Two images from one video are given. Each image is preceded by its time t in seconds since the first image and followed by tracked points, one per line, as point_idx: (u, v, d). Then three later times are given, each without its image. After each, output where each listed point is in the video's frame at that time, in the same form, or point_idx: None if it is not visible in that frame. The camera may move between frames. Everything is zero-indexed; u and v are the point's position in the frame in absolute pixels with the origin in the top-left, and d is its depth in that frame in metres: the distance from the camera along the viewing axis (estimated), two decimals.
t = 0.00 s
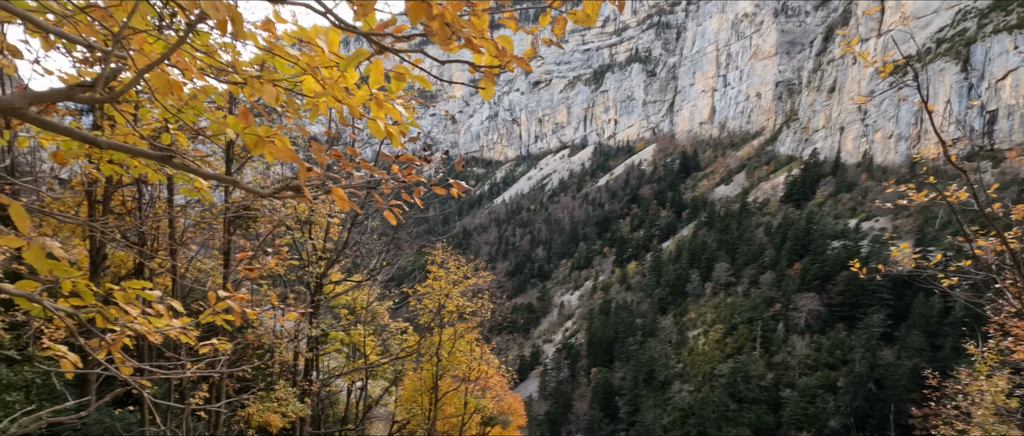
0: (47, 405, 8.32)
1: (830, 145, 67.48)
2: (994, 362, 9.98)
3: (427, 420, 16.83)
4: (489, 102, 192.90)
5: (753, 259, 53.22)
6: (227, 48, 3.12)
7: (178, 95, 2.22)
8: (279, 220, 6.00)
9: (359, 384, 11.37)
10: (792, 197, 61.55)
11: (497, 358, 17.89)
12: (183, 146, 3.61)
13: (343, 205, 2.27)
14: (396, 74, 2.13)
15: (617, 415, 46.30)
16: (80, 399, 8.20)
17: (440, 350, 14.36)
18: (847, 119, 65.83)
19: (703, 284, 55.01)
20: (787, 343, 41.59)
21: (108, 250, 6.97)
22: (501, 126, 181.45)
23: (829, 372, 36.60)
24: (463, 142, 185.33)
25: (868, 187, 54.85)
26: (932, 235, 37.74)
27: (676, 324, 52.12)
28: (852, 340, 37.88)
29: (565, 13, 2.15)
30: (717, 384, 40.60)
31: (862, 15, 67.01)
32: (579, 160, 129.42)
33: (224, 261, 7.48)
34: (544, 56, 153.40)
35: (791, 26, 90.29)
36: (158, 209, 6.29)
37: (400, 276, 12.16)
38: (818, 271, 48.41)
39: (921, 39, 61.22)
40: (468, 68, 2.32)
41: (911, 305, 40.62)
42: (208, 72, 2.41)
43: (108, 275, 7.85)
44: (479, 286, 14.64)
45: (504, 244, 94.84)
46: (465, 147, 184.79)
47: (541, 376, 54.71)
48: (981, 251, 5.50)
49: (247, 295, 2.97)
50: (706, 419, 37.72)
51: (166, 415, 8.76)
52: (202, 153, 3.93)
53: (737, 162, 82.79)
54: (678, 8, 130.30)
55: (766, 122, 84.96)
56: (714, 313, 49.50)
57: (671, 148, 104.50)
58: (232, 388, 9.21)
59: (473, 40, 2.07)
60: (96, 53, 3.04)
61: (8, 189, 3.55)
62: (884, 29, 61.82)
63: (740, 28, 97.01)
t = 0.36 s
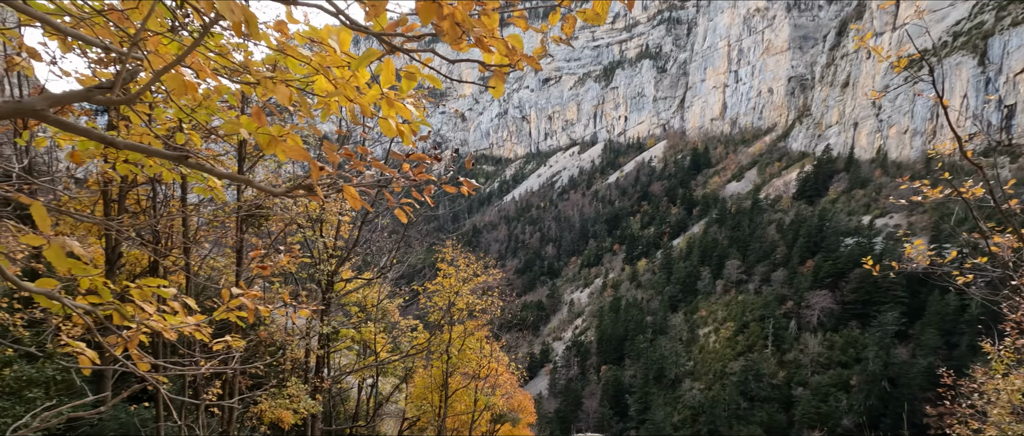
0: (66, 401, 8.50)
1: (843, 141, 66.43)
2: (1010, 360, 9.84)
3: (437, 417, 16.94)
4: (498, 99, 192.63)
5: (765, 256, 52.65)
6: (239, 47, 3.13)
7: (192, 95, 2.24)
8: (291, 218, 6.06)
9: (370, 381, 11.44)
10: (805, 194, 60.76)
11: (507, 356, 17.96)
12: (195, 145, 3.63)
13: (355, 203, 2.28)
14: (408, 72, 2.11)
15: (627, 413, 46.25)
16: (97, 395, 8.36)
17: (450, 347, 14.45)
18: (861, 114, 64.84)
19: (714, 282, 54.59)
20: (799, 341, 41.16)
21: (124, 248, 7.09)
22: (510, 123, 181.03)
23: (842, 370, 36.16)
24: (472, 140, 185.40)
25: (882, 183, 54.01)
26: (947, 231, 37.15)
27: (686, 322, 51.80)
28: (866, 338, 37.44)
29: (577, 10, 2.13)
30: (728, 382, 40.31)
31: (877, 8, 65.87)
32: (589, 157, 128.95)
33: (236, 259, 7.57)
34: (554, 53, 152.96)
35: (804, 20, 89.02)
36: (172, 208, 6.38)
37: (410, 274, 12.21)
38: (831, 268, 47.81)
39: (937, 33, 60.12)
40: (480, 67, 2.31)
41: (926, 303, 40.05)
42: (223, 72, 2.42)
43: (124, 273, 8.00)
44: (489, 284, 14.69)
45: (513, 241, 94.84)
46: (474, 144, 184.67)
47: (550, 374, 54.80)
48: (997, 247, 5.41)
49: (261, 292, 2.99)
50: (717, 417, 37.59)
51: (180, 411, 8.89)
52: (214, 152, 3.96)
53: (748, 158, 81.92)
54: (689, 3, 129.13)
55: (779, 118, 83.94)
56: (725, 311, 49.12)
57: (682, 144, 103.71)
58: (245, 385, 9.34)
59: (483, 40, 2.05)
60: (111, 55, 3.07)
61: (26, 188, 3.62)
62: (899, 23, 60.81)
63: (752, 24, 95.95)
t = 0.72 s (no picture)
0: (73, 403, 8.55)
1: (848, 143, 66.01)
2: (1015, 364, 9.79)
3: (440, 420, 16.93)
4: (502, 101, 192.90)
5: (768, 259, 52.45)
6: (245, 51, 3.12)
7: (199, 100, 2.24)
8: (295, 220, 6.07)
9: (373, 383, 11.41)
10: (808, 196, 60.55)
11: (510, 358, 17.93)
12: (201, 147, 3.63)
13: (360, 208, 2.28)
14: (412, 77, 2.10)
15: (630, 416, 46.22)
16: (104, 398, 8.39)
17: (453, 350, 14.44)
18: (865, 116, 64.60)
19: (718, 285, 54.40)
20: (803, 343, 40.95)
21: (130, 250, 7.12)
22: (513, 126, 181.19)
23: (847, 374, 35.93)
24: (475, 142, 185.62)
25: (886, 185, 53.81)
26: (952, 234, 36.98)
27: (689, 324, 51.61)
28: (870, 340, 37.27)
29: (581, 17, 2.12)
30: (732, 385, 40.14)
31: (881, 11, 65.75)
32: (592, 159, 128.95)
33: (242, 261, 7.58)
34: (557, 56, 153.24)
35: (808, 23, 88.90)
36: (177, 211, 6.40)
37: (414, 276, 12.22)
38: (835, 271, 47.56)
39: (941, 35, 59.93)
40: (485, 72, 2.33)
41: (931, 306, 39.83)
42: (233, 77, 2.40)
43: (129, 276, 8.03)
44: (492, 286, 14.69)
45: (517, 244, 94.80)
46: (478, 147, 185.02)
47: (553, 377, 54.76)
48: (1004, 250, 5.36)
49: (267, 295, 3.01)
50: (720, 420, 37.41)
51: (182, 413, 8.87)
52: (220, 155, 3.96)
53: (752, 161, 81.63)
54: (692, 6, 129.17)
55: (782, 120, 83.76)
56: (728, 314, 48.92)
57: (685, 146, 103.58)
58: (249, 387, 9.36)
59: (487, 44, 2.02)
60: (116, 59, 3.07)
61: (32, 194, 3.60)
62: (903, 25, 60.68)
63: (755, 26, 95.93)
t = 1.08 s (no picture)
0: (73, 408, 8.52)
1: (845, 145, 66.07)
2: (1016, 365, 9.77)
3: (440, 422, 16.94)
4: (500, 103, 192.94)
5: (767, 260, 52.44)
6: (246, 55, 3.14)
7: (201, 104, 2.24)
8: (294, 223, 6.07)
9: (372, 386, 11.37)
10: (807, 197, 60.62)
11: (510, 361, 17.93)
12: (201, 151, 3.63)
13: (361, 210, 2.28)
14: (413, 80, 2.11)
15: (629, 418, 46.19)
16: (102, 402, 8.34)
17: (453, 352, 14.44)
18: (863, 117, 64.75)
19: (716, 286, 54.40)
20: (802, 344, 40.97)
21: (129, 254, 7.12)
22: (512, 128, 181.39)
23: (846, 375, 36.00)
24: (474, 145, 185.57)
25: (884, 186, 53.88)
26: (950, 234, 37.06)
27: (689, 326, 51.62)
28: (869, 341, 37.28)
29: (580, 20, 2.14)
30: (731, 386, 40.16)
31: (878, 12, 65.99)
32: (590, 161, 129.09)
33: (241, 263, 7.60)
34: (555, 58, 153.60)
35: (805, 24, 89.21)
36: (176, 214, 6.39)
37: (414, 278, 12.20)
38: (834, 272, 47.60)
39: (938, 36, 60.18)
40: (484, 75, 2.35)
41: (930, 306, 39.87)
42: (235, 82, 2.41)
43: (128, 279, 8.03)
44: (491, 288, 14.67)
45: (516, 246, 94.82)
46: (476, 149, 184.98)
47: (553, 379, 54.81)
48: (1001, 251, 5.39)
49: (268, 299, 3.02)
50: (720, 422, 37.39)
51: (182, 416, 8.85)
52: (221, 157, 3.98)
53: (750, 162, 81.80)
54: (690, 8, 129.57)
55: (780, 121, 83.97)
56: (727, 315, 48.93)
57: (683, 148, 103.72)
58: (248, 390, 9.33)
59: (488, 47, 2.04)
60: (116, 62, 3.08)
61: (34, 197, 3.61)
62: (900, 26, 60.91)
63: (752, 28, 96.23)
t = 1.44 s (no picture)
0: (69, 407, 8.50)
1: (843, 139, 65.31)
2: (1015, 359, 9.85)
3: (440, 419, 16.99)
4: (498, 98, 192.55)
5: (765, 255, 52.56)
6: (240, 50, 3.11)
7: (195, 98, 2.22)
8: (292, 220, 6.04)
9: (372, 383, 11.39)
10: (805, 192, 60.67)
11: (509, 356, 18.00)
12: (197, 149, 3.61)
13: (359, 207, 2.29)
14: (409, 75, 2.09)
15: (628, 413, 46.35)
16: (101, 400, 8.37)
17: (452, 349, 14.44)
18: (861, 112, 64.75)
19: (715, 281, 54.47)
20: (801, 339, 41.16)
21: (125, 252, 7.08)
22: (509, 124, 180.83)
23: (844, 369, 36.24)
24: (471, 141, 185.08)
25: (882, 181, 54.00)
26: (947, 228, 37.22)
27: (687, 321, 51.72)
28: (867, 335, 37.45)
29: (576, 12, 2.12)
30: (730, 380, 40.42)
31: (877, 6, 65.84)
32: (588, 157, 128.94)
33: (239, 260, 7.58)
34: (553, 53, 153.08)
35: (803, 18, 89.03)
36: (173, 211, 6.36)
37: (412, 275, 12.19)
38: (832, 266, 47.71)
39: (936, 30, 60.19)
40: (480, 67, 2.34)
41: (928, 300, 40.04)
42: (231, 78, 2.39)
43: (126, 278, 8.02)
44: (490, 284, 14.67)
45: (514, 242, 94.85)
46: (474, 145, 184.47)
47: (552, 374, 55.09)
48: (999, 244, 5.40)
49: (265, 297, 3.02)
50: (719, 417, 38.04)
51: (180, 415, 8.84)
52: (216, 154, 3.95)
53: (748, 157, 81.84)
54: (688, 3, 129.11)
55: (778, 116, 83.93)
56: (726, 310, 49.04)
57: (682, 143, 103.58)
58: (248, 388, 9.32)
59: (483, 40, 2.02)
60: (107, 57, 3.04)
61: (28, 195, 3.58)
62: (898, 20, 60.80)
63: (751, 22, 96.00)
